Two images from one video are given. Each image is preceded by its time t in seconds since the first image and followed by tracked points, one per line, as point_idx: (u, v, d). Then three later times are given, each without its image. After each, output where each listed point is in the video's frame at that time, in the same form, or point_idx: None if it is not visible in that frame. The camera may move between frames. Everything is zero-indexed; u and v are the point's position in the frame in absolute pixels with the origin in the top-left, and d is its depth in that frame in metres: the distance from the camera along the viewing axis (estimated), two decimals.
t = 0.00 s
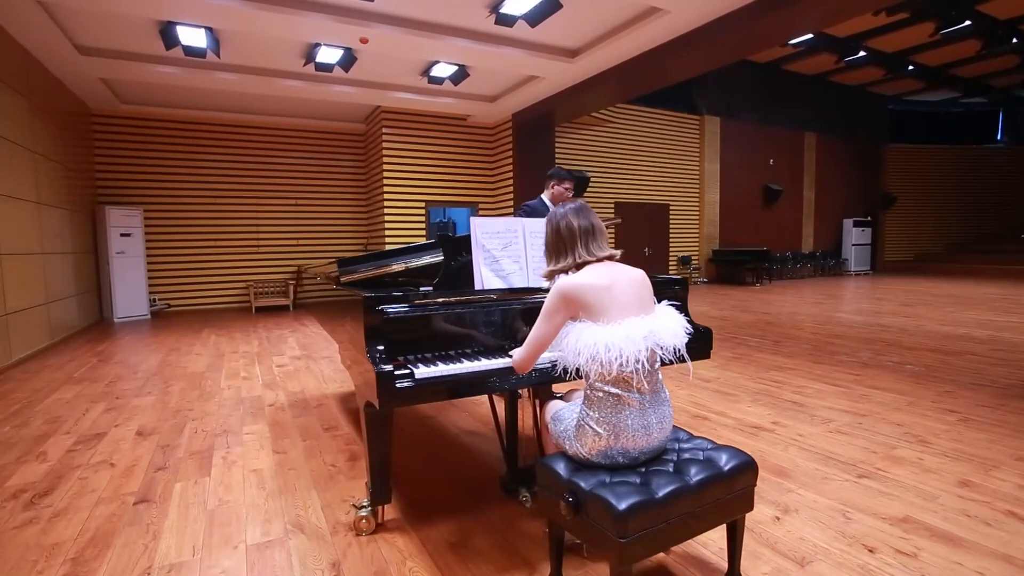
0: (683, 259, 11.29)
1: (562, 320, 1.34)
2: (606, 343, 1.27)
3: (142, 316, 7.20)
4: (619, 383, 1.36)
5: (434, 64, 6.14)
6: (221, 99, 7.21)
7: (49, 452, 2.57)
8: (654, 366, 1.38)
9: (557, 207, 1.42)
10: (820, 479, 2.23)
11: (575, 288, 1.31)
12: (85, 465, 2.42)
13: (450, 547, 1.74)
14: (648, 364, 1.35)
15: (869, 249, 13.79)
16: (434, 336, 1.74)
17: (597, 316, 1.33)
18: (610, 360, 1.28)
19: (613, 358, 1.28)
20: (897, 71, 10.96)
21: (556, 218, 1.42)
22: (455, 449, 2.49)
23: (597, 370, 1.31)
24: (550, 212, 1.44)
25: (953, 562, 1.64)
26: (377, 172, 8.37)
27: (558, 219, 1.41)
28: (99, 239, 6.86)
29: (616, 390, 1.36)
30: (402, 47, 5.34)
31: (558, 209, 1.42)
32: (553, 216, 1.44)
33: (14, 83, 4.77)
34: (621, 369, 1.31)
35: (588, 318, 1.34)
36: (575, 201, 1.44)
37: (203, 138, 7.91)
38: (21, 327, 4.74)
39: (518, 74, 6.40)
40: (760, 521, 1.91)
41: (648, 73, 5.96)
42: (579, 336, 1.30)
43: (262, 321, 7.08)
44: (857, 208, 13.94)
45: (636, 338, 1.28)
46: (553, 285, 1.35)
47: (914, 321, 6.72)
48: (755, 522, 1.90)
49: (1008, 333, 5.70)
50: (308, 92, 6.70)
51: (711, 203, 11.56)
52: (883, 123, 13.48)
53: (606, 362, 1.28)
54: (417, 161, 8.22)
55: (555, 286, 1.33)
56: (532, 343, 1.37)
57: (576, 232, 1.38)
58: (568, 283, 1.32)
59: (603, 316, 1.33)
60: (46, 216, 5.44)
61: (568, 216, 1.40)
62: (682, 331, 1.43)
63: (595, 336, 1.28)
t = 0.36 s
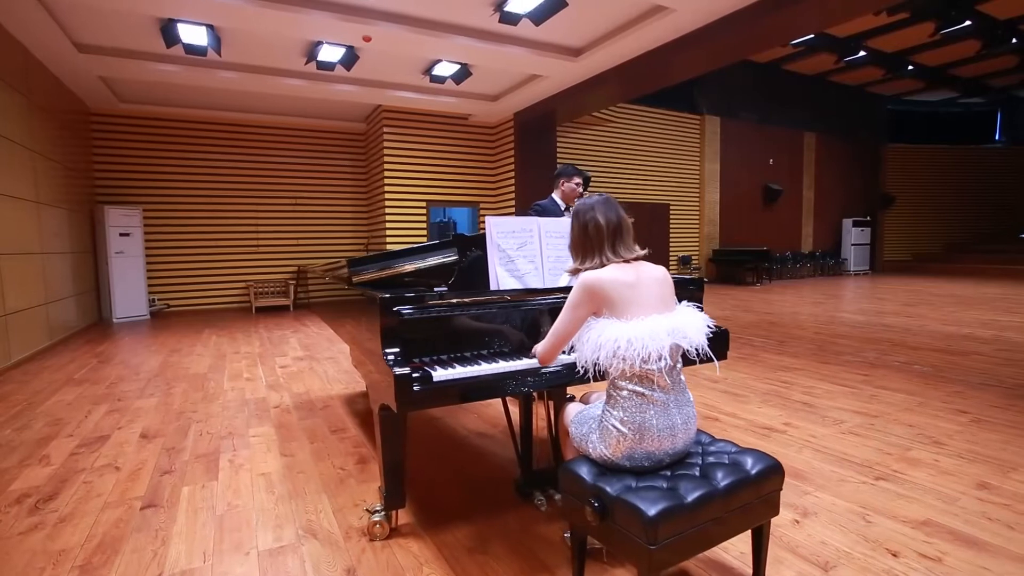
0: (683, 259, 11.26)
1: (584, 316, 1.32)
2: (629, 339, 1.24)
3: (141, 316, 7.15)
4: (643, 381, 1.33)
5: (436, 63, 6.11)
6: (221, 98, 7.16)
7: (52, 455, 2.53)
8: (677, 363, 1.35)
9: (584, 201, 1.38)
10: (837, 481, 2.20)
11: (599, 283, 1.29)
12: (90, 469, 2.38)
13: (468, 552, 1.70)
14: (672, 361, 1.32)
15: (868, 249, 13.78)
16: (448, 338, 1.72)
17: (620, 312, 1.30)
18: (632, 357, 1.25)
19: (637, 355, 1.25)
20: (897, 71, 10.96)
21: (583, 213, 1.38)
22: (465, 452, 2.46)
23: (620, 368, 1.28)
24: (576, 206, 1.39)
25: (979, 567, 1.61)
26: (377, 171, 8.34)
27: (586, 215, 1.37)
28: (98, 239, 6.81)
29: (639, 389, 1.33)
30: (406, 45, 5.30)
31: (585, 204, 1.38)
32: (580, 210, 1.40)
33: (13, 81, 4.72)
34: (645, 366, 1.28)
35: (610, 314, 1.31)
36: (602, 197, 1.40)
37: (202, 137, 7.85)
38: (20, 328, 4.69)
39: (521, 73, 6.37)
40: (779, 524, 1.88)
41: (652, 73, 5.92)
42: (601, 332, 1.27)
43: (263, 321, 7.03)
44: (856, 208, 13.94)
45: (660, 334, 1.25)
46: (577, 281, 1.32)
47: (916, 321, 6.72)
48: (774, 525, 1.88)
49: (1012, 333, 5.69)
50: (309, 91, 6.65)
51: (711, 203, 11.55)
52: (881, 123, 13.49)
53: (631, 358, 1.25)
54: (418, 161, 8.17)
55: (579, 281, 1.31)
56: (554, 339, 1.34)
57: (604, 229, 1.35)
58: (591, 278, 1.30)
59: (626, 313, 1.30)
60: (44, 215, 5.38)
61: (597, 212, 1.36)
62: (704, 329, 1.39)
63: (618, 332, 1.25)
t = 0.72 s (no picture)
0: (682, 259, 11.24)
1: (617, 317, 1.32)
2: (663, 341, 1.24)
3: (138, 317, 7.08)
4: (673, 385, 1.32)
5: (437, 62, 6.07)
6: (218, 97, 7.10)
7: (52, 460, 2.48)
8: (706, 369, 1.34)
9: (625, 198, 1.36)
10: (852, 484, 2.18)
11: (635, 286, 1.29)
12: (91, 474, 2.33)
13: (484, 559, 1.67)
14: (702, 366, 1.31)
15: (865, 249, 13.81)
16: (460, 342, 1.71)
17: (654, 316, 1.30)
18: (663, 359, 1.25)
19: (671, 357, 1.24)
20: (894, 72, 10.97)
21: (623, 210, 1.37)
22: (475, 456, 2.43)
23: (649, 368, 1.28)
24: (617, 200, 1.38)
25: (1002, 572, 1.59)
26: (377, 171, 8.29)
27: (627, 212, 1.36)
28: (95, 239, 6.74)
29: (668, 393, 1.32)
30: (407, 44, 5.25)
31: (627, 200, 1.37)
32: (621, 205, 1.38)
33: (9, 79, 4.66)
34: (675, 369, 1.28)
35: (644, 318, 1.30)
36: (644, 193, 1.38)
37: (199, 136, 7.78)
38: (16, 330, 4.62)
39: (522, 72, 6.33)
40: (797, 529, 1.85)
41: (653, 73, 5.89)
42: (633, 334, 1.27)
43: (262, 322, 6.96)
44: (854, 208, 13.95)
45: (694, 337, 1.25)
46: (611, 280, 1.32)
47: (917, 321, 6.71)
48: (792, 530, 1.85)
49: (1014, 333, 5.69)
50: (308, 90, 6.60)
51: (710, 203, 11.53)
52: (878, 123, 13.52)
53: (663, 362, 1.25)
54: (417, 160, 8.13)
55: (615, 281, 1.31)
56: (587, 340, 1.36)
57: (646, 229, 1.35)
58: (627, 279, 1.29)
59: (660, 317, 1.30)
60: (41, 215, 5.31)
61: (639, 209, 1.36)
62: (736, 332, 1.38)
63: (650, 334, 1.25)
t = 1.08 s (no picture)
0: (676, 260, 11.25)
1: (649, 321, 1.36)
2: (696, 346, 1.27)
3: (129, 319, 6.98)
4: (698, 394, 1.33)
5: (433, 61, 6.03)
6: (209, 95, 7.01)
7: (45, 467, 2.42)
8: (731, 379, 1.36)
9: (665, 195, 1.39)
10: (859, 486, 2.17)
11: (669, 290, 1.32)
12: (86, 482, 2.27)
13: (494, 566, 1.63)
14: (728, 376, 1.34)
15: (856, 249, 13.91)
16: (469, 344, 1.69)
17: (687, 321, 1.33)
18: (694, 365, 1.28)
19: (701, 363, 1.27)
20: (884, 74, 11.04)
21: (662, 208, 1.40)
22: (479, 460, 2.40)
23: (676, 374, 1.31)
24: (656, 199, 1.40)
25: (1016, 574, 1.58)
26: (371, 171, 8.23)
27: (667, 210, 1.39)
28: (83, 239, 6.62)
29: (693, 401, 1.34)
30: (403, 43, 5.21)
31: (666, 198, 1.39)
32: (660, 203, 1.41)
33: None
34: (701, 375, 1.31)
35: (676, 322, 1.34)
36: (682, 192, 1.42)
37: (191, 135, 7.68)
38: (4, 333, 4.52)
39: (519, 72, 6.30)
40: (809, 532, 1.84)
41: (650, 73, 5.87)
42: (666, 338, 1.30)
43: (255, 323, 6.86)
44: (845, 208, 14.04)
45: (725, 343, 1.28)
46: (645, 284, 1.36)
47: (912, 320, 6.75)
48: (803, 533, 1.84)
49: (1007, 332, 5.73)
50: (302, 89, 6.53)
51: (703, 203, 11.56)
52: (869, 125, 13.62)
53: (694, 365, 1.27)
54: (411, 160, 8.07)
55: (648, 285, 1.34)
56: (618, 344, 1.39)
57: (687, 227, 1.38)
58: (661, 284, 1.33)
59: (692, 321, 1.33)
60: (28, 215, 5.20)
61: (679, 208, 1.39)
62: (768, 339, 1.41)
63: (684, 339, 1.28)
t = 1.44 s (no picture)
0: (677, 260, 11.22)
1: (679, 319, 1.35)
2: (728, 343, 1.26)
3: (129, 320, 6.94)
4: (723, 394, 1.33)
5: (436, 60, 6.01)
6: (210, 95, 6.97)
7: (49, 470, 2.39)
8: (757, 379, 1.35)
9: (709, 191, 1.38)
10: (874, 488, 2.15)
11: (701, 289, 1.33)
12: (91, 484, 2.24)
13: (509, 571, 1.61)
14: (754, 376, 1.34)
15: (856, 249, 13.90)
16: (485, 345, 1.67)
17: (717, 320, 1.33)
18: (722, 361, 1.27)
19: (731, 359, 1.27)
20: (884, 74, 11.03)
21: (704, 203, 1.39)
22: (489, 462, 2.38)
23: (701, 368, 1.31)
24: (698, 194, 1.40)
25: None
26: (372, 171, 8.21)
27: (709, 205, 1.38)
28: (84, 238, 6.59)
29: (718, 401, 1.33)
30: (406, 42, 5.18)
31: (708, 195, 1.39)
32: (703, 199, 1.40)
33: None
34: (728, 373, 1.30)
35: (707, 321, 1.33)
36: (723, 190, 1.42)
37: (191, 136, 7.65)
38: (4, 334, 4.49)
39: (521, 72, 6.27)
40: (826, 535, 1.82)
41: (653, 74, 5.85)
42: (696, 335, 1.29)
43: (256, 324, 6.82)
44: (846, 208, 14.01)
45: (755, 342, 1.28)
46: (677, 281, 1.36)
47: (914, 321, 6.73)
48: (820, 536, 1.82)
49: (1011, 332, 5.72)
50: (304, 89, 6.50)
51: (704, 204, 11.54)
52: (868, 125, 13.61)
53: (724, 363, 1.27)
54: (413, 160, 8.04)
55: (680, 283, 1.34)
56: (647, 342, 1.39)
57: (729, 225, 1.37)
58: (693, 282, 1.33)
59: (722, 321, 1.33)
60: (29, 215, 5.17)
61: (722, 206, 1.39)
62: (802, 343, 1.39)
63: (716, 337, 1.27)
